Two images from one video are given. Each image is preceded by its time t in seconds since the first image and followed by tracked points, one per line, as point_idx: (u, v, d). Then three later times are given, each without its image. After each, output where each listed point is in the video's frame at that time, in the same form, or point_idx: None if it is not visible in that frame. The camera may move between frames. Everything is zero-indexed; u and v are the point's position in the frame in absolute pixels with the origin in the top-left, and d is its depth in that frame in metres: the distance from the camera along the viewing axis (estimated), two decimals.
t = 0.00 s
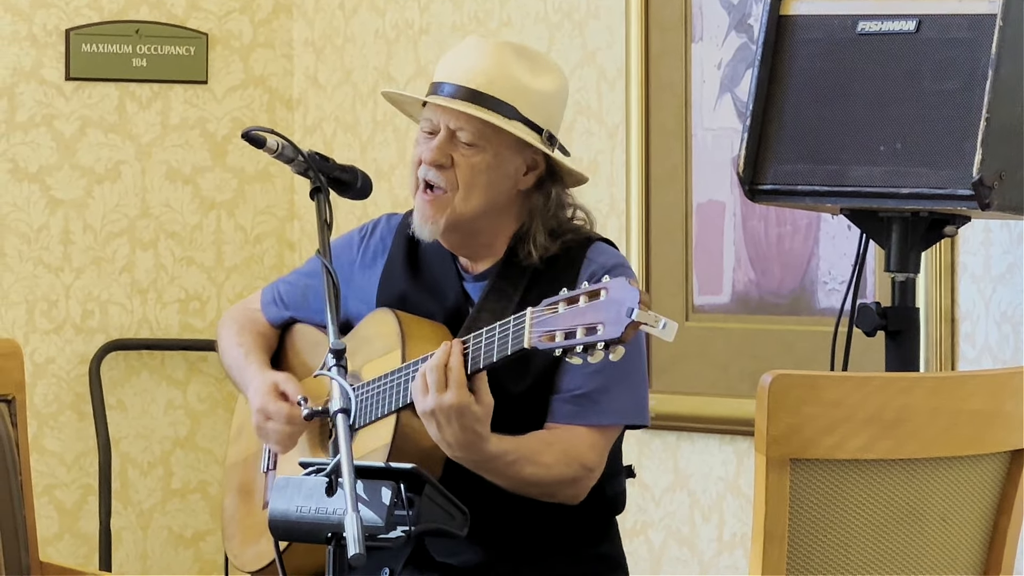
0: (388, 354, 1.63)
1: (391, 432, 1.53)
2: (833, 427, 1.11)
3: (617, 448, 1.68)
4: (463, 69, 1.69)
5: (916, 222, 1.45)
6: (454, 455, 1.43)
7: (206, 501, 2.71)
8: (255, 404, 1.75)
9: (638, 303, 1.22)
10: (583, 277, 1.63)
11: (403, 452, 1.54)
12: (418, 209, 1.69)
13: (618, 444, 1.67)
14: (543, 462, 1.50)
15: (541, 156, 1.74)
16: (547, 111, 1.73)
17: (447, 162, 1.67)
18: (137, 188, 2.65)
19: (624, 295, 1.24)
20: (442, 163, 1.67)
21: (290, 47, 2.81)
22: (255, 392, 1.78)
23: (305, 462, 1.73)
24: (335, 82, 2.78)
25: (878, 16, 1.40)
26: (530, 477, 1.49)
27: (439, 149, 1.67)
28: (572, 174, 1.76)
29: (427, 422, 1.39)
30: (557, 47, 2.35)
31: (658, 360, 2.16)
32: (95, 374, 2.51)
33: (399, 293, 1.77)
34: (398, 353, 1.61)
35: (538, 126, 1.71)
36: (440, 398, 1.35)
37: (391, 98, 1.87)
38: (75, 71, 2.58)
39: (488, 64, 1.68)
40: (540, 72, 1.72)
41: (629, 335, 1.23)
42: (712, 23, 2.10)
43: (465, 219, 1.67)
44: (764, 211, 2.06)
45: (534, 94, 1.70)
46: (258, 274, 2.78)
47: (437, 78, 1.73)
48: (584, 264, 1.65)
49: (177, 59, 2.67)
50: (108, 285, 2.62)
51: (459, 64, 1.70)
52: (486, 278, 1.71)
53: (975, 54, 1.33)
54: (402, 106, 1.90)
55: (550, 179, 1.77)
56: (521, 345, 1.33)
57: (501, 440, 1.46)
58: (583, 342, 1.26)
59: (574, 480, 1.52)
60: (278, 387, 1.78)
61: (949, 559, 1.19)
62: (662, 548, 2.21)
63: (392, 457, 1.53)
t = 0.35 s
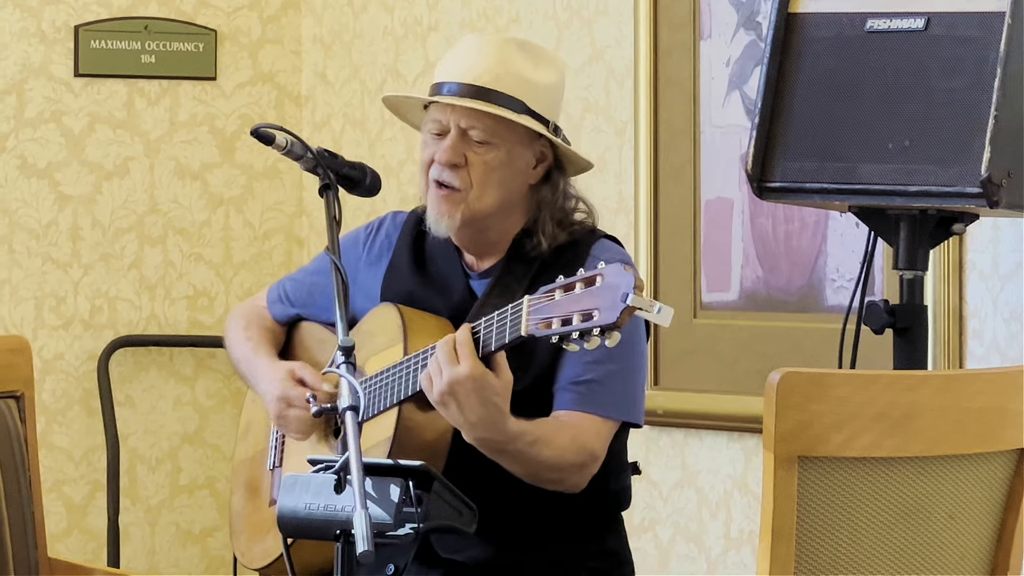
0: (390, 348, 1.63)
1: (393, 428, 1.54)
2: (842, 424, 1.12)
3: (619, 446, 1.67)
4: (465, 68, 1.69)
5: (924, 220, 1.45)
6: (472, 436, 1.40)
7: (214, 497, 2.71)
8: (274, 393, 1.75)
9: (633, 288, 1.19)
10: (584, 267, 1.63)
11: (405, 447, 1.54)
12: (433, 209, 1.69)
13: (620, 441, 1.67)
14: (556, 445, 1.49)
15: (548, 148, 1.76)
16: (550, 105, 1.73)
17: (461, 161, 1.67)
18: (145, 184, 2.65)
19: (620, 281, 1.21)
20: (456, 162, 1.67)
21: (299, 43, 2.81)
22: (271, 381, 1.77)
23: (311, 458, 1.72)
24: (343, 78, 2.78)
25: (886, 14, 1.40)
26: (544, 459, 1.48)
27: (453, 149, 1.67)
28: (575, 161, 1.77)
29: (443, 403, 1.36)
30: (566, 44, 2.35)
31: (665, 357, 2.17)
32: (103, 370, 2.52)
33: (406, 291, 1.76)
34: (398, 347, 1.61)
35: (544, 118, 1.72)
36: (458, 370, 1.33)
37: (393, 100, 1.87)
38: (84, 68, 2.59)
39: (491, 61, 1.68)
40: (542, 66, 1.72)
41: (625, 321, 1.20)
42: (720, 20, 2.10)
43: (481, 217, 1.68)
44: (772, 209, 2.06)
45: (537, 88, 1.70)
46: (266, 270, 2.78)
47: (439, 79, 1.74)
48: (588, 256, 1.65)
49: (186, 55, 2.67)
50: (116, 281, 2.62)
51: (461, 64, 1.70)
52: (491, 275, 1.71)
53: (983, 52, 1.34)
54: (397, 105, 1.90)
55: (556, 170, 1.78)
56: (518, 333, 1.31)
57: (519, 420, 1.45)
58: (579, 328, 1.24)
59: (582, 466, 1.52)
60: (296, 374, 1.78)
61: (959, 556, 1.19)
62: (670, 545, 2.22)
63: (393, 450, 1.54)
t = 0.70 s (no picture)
0: (394, 347, 1.63)
1: (397, 427, 1.54)
2: (846, 425, 1.12)
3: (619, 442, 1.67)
4: (457, 70, 1.70)
5: (929, 220, 1.45)
6: (473, 429, 1.41)
7: (220, 497, 2.71)
8: (274, 397, 1.76)
9: (647, 273, 1.17)
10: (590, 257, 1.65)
11: (410, 446, 1.54)
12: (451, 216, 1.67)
13: (620, 437, 1.67)
14: (559, 437, 1.48)
15: (546, 141, 1.77)
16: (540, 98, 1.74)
17: (474, 166, 1.66)
18: (151, 184, 2.65)
19: (631, 268, 1.20)
20: (469, 168, 1.66)
21: (304, 43, 2.81)
22: (271, 385, 1.78)
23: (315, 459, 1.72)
24: (349, 78, 2.78)
25: (892, 15, 1.40)
26: (547, 452, 1.48)
27: (464, 155, 1.66)
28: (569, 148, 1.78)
29: (444, 394, 1.37)
30: (572, 45, 2.35)
31: (670, 357, 2.17)
32: (108, 369, 2.52)
33: (404, 292, 1.76)
34: (403, 346, 1.61)
35: (539, 112, 1.73)
36: (458, 361, 1.34)
37: (386, 118, 1.88)
38: (90, 67, 2.59)
39: (484, 61, 1.69)
40: (529, 62, 1.73)
41: (638, 307, 1.19)
42: (726, 20, 2.10)
43: (497, 217, 1.68)
44: (778, 209, 2.06)
45: (529, 83, 1.71)
46: (272, 269, 2.78)
47: (431, 89, 1.74)
48: (590, 248, 1.68)
49: (192, 55, 2.67)
50: (121, 280, 2.62)
51: (452, 67, 1.71)
52: (489, 273, 1.71)
53: (989, 53, 1.34)
54: (386, 120, 1.89)
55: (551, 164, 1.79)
56: (530, 322, 1.31)
57: (522, 413, 1.44)
58: (592, 315, 1.23)
59: (585, 459, 1.51)
60: (295, 379, 1.79)
61: (965, 557, 1.19)
62: (675, 546, 2.22)
63: (399, 449, 1.54)
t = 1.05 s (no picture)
0: (390, 346, 1.64)
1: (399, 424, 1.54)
2: (849, 423, 1.12)
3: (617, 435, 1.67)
4: (435, 74, 1.70)
5: (932, 220, 1.45)
6: (476, 415, 1.43)
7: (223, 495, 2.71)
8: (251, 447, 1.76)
9: (650, 241, 1.18)
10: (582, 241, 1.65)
11: (414, 442, 1.56)
12: (441, 218, 1.67)
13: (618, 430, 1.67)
14: (562, 422, 1.49)
15: (525, 139, 1.78)
16: (517, 95, 1.74)
17: (460, 167, 1.67)
18: (154, 182, 2.65)
19: (633, 237, 1.20)
20: (456, 169, 1.66)
21: (308, 41, 2.82)
22: (252, 430, 1.78)
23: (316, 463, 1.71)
24: (352, 76, 2.78)
25: (896, 13, 1.40)
26: (552, 437, 1.48)
27: (449, 157, 1.67)
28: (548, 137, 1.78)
29: (446, 380, 1.39)
30: (575, 43, 2.35)
31: (673, 355, 2.18)
32: (112, 367, 2.52)
33: (393, 294, 1.76)
34: (400, 345, 1.63)
35: (518, 108, 1.74)
36: (459, 346, 1.36)
37: (365, 130, 1.88)
38: (93, 65, 2.59)
39: (461, 62, 1.69)
40: (502, 59, 1.74)
41: (643, 275, 1.18)
42: (730, 19, 2.10)
43: (487, 215, 1.68)
44: (781, 207, 2.06)
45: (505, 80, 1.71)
46: (275, 267, 2.79)
47: (408, 96, 1.74)
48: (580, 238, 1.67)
49: (195, 53, 2.67)
50: (124, 278, 2.62)
51: (429, 70, 1.71)
52: (479, 271, 1.71)
53: (992, 51, 1.34)
54: (363, 131, 1.89)
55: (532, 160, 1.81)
56: (533, 301, 1.33)
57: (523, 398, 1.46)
58: (596, 288, 1.23)
59: (589, 444, 1.52)
60: (275, 429, 1.77)
61: (968, 555, 1.19)
62: (678, 543, 2.22)
63: (402, 444, 1.56)
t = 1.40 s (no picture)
0: (376, 343, 1.64)
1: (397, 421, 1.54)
2: (851, 422, 1.12)
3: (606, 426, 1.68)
4: (415, 75, 1.71)
5: (934, 217, 1.45)
6: (456, 405, 1.43)
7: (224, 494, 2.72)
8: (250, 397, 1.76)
9: (619, 221, 1.19)
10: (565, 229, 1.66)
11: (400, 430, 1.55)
12: (430, 219, 1.67)
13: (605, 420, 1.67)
14: (544, 411, 1.50)
15: (507, 135, 1.80)
16: (492, 92, 1.77)
17: (447, 166, 1.68)
18: (155, 181, 2.65)
19: (603, 217, 1.21)
20: (442, 169, 1.67)
21: (309, 40, 2.82)
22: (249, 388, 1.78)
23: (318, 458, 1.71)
24: (353, 75, 2.77)
25: (896, 11, 1.40)
26: (534, 426, 1.49)
27: (435, 157, 1.68)
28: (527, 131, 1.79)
29: (425, 369, 1.39)
30: (576, 41, 2.35)
31: (675, 354, 2.18)
32: (113, 366, 2.52)
33: (378, 294, 1.74)
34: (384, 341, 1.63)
35: (497, 105, 1.76)
36: (437, 335, 1.37)
37: (346, 135, 1.89)
38: (94, 64, 2.59)
39: (441, 62, 1.72)
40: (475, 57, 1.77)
41: (613, 255, 1.20)
42: (731, 17, 2.10)
43: (475, 212, 1.69)
44: (782, 205, 2.06)
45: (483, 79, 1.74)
46: (276, 266, 2.79)
47: (387, 101, 1.75)
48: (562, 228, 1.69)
49: (196, 52, 2.68)
50: (126, 277, 2.62)
51: (408, 73, 1.73)
52: (461, 268, 1.72)
53: (994, 49, 1.33)
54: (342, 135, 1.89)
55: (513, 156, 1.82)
56: (507, 285, 1.33)
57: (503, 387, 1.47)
58: (568, 270, 1.24)
59: (573, 433, 1.53)
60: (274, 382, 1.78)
61: (969, 554, 1.19)
62: (680, 543, 2.22)
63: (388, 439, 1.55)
